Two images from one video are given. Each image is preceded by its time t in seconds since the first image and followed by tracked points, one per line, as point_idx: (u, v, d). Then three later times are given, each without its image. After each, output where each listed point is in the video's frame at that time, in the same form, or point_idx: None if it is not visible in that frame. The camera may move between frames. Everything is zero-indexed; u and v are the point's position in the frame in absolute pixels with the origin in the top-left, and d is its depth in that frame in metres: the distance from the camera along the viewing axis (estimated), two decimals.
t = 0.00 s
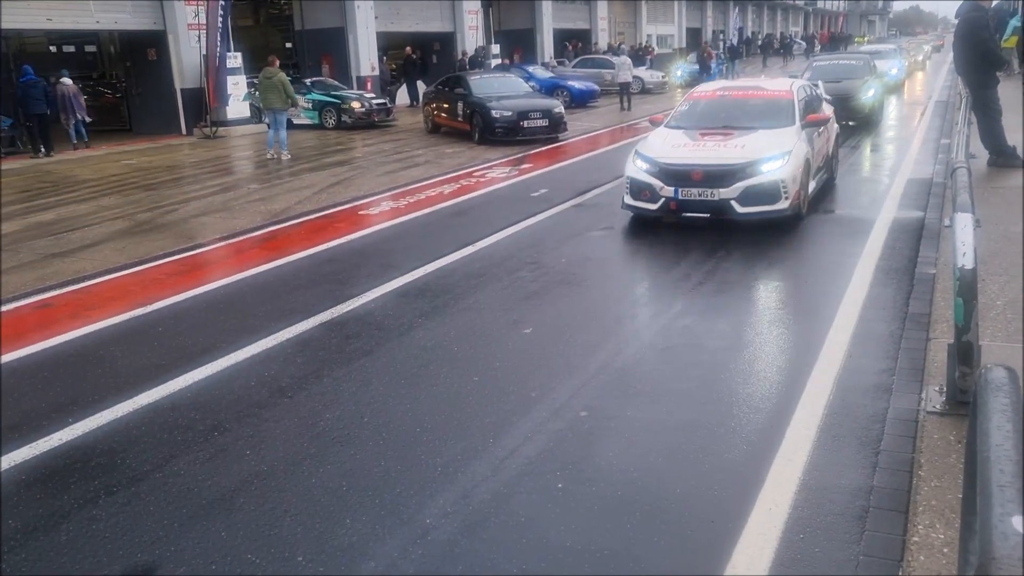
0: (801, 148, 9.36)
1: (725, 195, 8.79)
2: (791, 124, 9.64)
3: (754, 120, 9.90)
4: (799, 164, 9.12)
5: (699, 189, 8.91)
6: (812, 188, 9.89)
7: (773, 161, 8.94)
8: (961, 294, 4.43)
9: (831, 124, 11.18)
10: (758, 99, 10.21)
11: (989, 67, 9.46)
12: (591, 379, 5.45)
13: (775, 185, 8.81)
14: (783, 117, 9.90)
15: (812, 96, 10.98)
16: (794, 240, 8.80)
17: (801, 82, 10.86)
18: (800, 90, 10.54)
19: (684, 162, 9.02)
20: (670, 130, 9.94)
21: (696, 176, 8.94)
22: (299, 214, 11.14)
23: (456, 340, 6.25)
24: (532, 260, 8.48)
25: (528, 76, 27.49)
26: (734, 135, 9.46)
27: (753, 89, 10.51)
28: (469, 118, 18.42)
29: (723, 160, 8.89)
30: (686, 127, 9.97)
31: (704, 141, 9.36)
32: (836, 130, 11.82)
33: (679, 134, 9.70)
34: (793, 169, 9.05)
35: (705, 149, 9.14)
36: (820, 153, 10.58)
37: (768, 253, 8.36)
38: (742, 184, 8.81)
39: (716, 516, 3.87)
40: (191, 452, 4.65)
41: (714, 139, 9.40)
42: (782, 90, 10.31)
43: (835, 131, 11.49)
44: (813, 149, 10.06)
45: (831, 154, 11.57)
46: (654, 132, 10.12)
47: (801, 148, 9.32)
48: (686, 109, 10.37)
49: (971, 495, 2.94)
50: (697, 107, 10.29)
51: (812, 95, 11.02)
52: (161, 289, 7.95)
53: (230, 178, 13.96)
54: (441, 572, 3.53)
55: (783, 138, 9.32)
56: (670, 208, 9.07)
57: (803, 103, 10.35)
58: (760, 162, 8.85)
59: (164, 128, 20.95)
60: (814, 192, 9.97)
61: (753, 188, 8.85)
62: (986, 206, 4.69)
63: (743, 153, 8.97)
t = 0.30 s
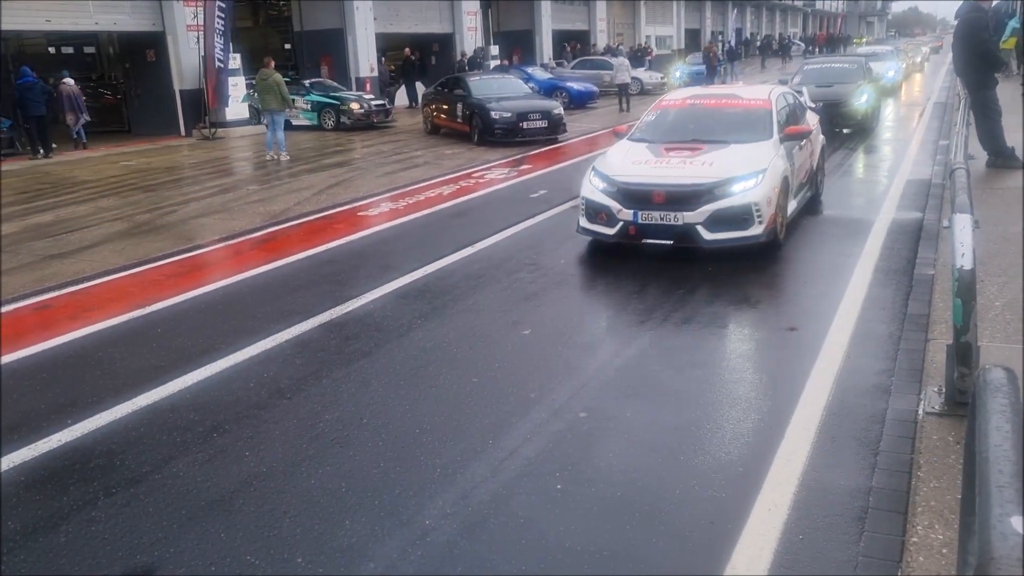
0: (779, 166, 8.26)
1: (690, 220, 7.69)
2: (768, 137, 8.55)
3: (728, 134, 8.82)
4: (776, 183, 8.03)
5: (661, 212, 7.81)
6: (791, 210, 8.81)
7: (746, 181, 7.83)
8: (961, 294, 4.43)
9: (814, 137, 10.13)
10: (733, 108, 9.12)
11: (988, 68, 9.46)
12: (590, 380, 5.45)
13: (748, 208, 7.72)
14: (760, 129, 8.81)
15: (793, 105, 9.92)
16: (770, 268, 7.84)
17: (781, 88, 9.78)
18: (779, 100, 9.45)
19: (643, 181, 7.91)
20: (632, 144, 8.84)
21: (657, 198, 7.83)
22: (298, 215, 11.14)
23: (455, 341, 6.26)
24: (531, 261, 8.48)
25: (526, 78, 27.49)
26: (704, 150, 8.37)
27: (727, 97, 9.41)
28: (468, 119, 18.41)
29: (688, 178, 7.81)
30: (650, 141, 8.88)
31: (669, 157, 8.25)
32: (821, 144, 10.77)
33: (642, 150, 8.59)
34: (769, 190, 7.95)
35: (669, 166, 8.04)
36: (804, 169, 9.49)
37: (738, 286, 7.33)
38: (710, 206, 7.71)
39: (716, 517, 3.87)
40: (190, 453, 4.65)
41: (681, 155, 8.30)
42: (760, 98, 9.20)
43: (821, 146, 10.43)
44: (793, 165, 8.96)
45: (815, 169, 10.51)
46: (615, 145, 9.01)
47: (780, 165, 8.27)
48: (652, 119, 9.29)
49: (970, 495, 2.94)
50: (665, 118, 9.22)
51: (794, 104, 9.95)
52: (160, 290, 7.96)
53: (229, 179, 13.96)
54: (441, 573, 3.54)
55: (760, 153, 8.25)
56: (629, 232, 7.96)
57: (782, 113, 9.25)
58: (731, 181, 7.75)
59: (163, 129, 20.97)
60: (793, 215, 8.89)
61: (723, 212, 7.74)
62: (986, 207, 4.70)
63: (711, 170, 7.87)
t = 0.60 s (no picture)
0: (748, 190, 7.23)
1: (641, 256, 6.65)
2: (736, 156, 7.55)
3: (689, 153, 7.78)
4: (743, 212, 7.00)
5: (609, 246, 6.78)
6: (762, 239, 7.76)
7: (708, 210, 6.79)
8: (959, 296, 4.45)
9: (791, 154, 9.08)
10: (695, 124, 8.08)
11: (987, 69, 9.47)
12: (589, 382, 5.46)
13: (708, 241, 6.68)
14: (726, 147, 7.78)
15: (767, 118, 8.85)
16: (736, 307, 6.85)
17: (751, 100, 8.73)
18: (750, 113, 8.40)
19: (589, 210, 6.88)
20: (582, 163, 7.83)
21: (604, 230, 6.79)
22: (297, 216, 11.15)
23: (454, 343, 6.27)
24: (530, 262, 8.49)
25: (525, 79, 27.51)
26: (660, 173, 7.32)
27: (693, 109, 8.39)
28: (467, 120, 18.41)
29: (639, 206, 6.78)
30: (604, 160, 7.87)
31: (622, 181, 7.22)
32: (802, 160, 9.74)
33: (592, 171, 7.57)
34: (736, 220, 6.90)
35: (618, 192, 7.00)
36: (778, 192, 8.43)
37: (696, 332, 6.31)
38: (666, 238, 6.67)
39: (714, 518, 3.88)
40: (190, 454, 4.66)
41: (634, 179, 7.25)
42: (730, 111, 8.20)
43: (798, 163, 9.36)
44: (766, 187, 7.93)
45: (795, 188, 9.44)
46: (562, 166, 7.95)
47: (748, 190, 7.23)
48: (608, 135, 8.29)
49: (968, 495, 2.95)
50: (623, 133, 8.22)
51: (768, 118, 8.88)
52: (159, 291, 7.97)
53: (229, 180, 13.97)
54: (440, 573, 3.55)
55: (723, 177, 7.20)
56: (573, 269, 6.92)
57: (752, 127, 8.20)
58: (689, 211, 6.72)
59: (162, 130, 20.97)
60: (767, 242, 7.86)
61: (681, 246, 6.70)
62: (984, 208, 4.72)
63: (666, 197, 6.83)
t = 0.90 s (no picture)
0: (703, 226, 6.07)
1: (570, 308, 5.50)
2: (692, 184, 6.42)
3: (638, 180, 6.65)
4: (694, 252, 5.84)
5: (533, 295, 5.62)
6: (725, 278, 6.61)
7: (653, 253, 5.64)
8: (954, 298, 4.46)
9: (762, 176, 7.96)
10: (646, 144, 6.95)
11: (983, 72, 9.48)
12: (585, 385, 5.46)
13: (651, 290, 5.53)
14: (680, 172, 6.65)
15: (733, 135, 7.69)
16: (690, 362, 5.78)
17: (713, 114, 7.57)
18: (711, 131, 7.25)
19: (510, 251, 5.72)
20: (512, 193, 6.68)
21: (528, 275, 5.63)
22: (294, 219, 11.13)
23: (451, 346, 6.26)
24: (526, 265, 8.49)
25: (523, 82, 27.55)
26: (599, 205, 6.17)
27: (644, 125, 7.25)
28: (465, 123, 18.42)
29: (568, 246, 5.62)
30: (538, 187, 6.73)
31: (553, 214, 6.05)
32: (778, 180, 8.59)
33: (522, 202, 6.40)
34: (687, 263, 5.75)
35: (546, 228, 5.84)
36: (744, 221, 7.26)
37: (637, 401, 5.21)
38: (601, 286, 5.52)
39: (711, 521, 3.88)
40: (186, 457, 4.65)
41: (568, 211, 6.10)
42: (686, 127, 7.07)
43: (771, 185, 8.18)
44: (729, 218, 6.78)
45: (767, 214, 8.26)
46: (489, 194, 6.80)
47: (703, 225, 6.10)
48: (546, 157, 7.17)
49: (963, 497, 2.95)
50: (563, 153, 7.11)
51: (734, 135, 7.72)
52: (156, 294, 7.96)
53: (226, 183, 13.95)
54: None
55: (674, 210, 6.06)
56: (492, 320, 5.77)
57: (713, 147, 7.06)
58: (630, 253, 5.58)
59: (159, 133, 20.98)
60: (730, 283, 6.72)
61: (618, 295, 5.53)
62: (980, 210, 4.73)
63: (600, 235, 5.67)
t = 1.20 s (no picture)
0: (637, 278, 4.90)
1: (461, 386, 4.30)
2: (627, 226, 5.28)
3: (563, 217, 5.49)
4: (622, 312, 4.66)
5: (417, 366, 4.41)
6: (670, 338, 5.44)
7: (567, 316, 4.46)
8: (950, 301, 4.47)
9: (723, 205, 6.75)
10: (577, 173, 5.78)
11: (979, 75, 9.50)
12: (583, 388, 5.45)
13: (563, 362, 4.34)
14: (613, 207, 5.49)
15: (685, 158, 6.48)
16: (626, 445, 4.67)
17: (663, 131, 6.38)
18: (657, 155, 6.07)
19: (390, 310, 4.51)
20: (414, 234, 5.49)
21: (409, 342, 4.43)
22: (291, 222, 11.13)
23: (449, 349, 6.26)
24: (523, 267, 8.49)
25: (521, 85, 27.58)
26: (508, 249, 4.98)
27: (578, 147, 6.09)
28: (463, 126, 18.43)
29: (458, 304, 4.43)
30: (445, 227, 5.56)
31: (450, 263, 4.85)
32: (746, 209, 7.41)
33: (420, 246, 5.20)
34: (613, 328, 4.56)
35: (438, 280, 4.64)
36: (697, 263, 6.06)
37: (545, 507, 4.06)
38: (503, 355, 4.33)
39: (709, 524, 3.88)
40: (184, 460, 4.65)
41: (470, 258, 4.91)
42: (627, 151, 5.92)
43: (735, 218, 6.95)
44: (676, 263, 5.61)
45: (731, 250, 7.08)
46: (386, 233, 5.63)
47: (639, 276, 4.93)
48: (460, 188, 6.01)
49: (959, 500, 2.96)
50: (481, 183, 5.96)
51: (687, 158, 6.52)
52: (153, 297, 7.95)
53: (223, 186, 13.95)
54: None
55: (600, 256, 4.89)
56: (370, 397, 4.58)
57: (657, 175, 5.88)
58: (540, 314, 4.41)
59: (156, 136, 20.97)
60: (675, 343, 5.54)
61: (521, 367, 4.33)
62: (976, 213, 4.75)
63: (500, 291, 4.48)
